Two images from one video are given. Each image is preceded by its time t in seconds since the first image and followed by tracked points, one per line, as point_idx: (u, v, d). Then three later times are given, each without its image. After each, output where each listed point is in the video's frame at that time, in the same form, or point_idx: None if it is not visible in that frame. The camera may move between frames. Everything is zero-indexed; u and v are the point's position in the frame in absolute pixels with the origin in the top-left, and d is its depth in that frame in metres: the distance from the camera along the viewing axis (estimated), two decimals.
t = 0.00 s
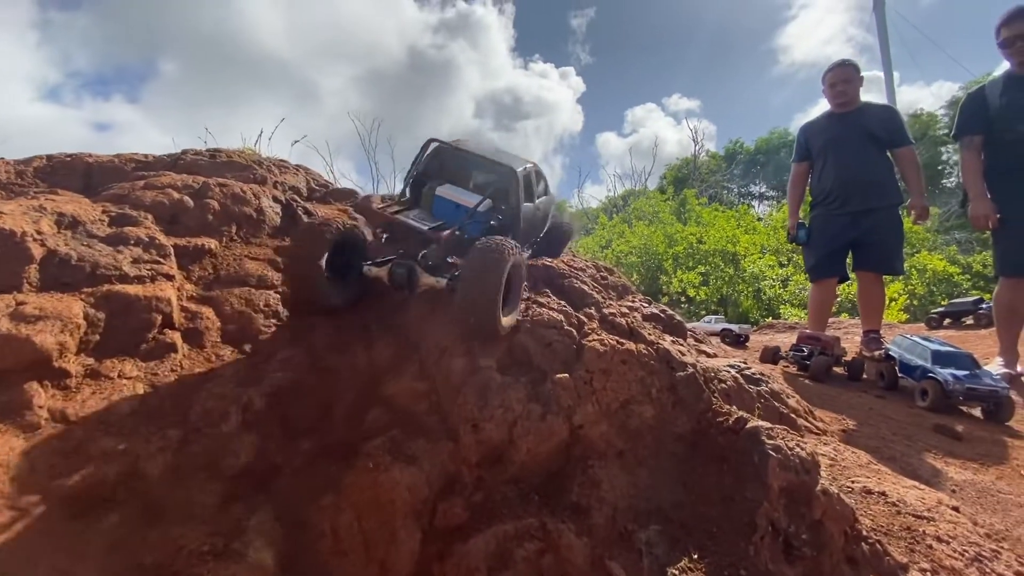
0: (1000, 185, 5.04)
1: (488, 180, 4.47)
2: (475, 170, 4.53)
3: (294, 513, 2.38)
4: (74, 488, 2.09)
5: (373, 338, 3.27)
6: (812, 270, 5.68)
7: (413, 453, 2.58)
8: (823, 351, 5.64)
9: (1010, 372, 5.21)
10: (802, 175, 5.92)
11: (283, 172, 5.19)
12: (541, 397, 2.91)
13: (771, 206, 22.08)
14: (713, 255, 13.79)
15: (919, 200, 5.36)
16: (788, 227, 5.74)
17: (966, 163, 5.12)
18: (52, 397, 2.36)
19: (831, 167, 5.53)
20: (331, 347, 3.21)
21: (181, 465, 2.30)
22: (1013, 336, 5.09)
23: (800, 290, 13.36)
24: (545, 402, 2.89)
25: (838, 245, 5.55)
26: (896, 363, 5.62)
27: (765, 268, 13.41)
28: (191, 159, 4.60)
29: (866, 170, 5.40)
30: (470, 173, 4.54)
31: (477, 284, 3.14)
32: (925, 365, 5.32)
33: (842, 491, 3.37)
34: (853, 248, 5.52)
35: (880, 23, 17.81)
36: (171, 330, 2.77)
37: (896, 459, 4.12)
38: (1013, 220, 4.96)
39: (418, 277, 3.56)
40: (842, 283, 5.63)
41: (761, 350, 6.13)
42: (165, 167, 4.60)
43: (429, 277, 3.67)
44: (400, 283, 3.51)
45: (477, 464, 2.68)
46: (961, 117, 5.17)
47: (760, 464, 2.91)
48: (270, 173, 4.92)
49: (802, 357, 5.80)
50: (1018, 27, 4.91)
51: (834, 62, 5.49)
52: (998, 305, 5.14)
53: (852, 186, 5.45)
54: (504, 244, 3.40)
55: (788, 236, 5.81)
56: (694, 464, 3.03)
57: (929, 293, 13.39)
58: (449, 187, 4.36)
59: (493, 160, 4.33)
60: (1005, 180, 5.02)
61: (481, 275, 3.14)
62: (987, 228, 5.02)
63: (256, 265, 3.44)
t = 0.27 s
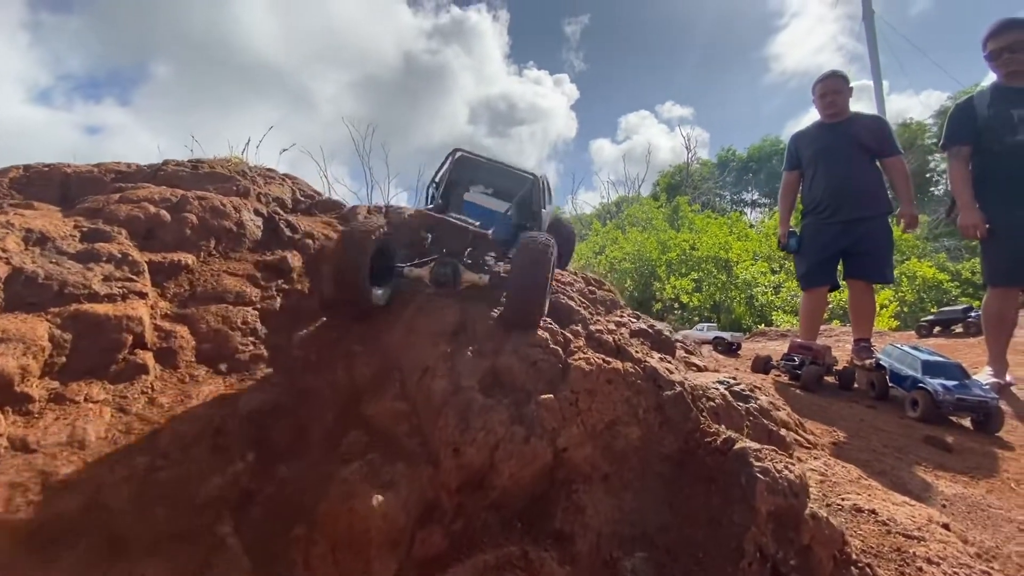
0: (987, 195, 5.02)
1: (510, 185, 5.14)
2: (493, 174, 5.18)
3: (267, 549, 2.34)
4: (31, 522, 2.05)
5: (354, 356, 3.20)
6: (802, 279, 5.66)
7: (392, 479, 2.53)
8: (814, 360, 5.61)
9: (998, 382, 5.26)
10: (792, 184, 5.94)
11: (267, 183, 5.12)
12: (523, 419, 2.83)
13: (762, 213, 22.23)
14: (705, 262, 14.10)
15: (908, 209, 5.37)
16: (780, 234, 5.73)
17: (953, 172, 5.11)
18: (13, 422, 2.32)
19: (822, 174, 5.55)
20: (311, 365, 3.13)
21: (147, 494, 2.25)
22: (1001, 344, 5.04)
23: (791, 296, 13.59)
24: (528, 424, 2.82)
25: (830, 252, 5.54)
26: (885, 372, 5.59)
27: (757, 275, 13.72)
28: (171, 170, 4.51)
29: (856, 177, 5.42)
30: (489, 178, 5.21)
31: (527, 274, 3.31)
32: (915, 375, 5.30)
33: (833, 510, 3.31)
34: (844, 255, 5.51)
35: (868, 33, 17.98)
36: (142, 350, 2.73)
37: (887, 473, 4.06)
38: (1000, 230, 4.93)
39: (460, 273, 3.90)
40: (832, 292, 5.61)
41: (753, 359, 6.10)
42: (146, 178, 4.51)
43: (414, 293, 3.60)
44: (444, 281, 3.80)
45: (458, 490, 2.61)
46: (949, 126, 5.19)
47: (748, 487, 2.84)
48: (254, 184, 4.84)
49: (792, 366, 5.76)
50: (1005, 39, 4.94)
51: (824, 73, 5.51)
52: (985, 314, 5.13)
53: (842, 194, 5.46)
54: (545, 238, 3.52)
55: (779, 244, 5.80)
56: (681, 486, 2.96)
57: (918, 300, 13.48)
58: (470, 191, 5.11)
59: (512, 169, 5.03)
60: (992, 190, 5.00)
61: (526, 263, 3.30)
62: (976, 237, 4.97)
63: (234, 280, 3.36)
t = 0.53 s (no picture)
0: (978, 204, 4.98)
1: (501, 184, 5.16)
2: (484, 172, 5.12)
3: None
4: None
5: (333, 378, 3.11)
6: (795, 289, 5.60)
7: (367, 512, 2.46)
8: (808, 371, 5.56)
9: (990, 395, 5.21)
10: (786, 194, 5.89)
11: (252, 194, 5.03)
12: (506, 446, 2.74)
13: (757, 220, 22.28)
14: (700, 269, 14.40)
15: (900, 219, 5.35)
16: (773, 244, 5.68)
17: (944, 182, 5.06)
18: None
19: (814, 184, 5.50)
20: (289, 387, 3.03)
21: (108, 532, 2.18)
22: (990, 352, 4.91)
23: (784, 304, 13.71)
24: (511, 452, 2.72)
25: (823, 262, 5.49)
26: (878, 383, 5.51)
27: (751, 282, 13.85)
28: (152, 183, 4.40)
29: (849, 187, 5.38)
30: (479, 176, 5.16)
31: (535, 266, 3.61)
32: (908, 387, 5.22)
33: (826, 536, 3.22)
34: (837, 266, 5.46)
35: (860, 43, 18.04)
36: (109, 374, 2.67)
37: (880, 489, 3.98)
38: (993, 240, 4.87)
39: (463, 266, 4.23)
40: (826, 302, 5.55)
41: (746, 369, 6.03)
42: (126, 191, 4.41)
43: (397, 306, 3.48)
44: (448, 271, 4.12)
45: (438, 522, 2.58)
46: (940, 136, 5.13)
47: (739, 515, 2.73)
48: (237, 195, 4.74)
49: (786, 377, 5.69)
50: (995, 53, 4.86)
51: (815, 85, 5.47)
52: (976, 323, 5.02)
53: (835, 204, 5.42)
54: (537, 226, 3.92)
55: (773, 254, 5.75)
56: (671, 513, 2.87)
57: (911, 307, 13.49)
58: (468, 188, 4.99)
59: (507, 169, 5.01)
60: (983, 201, 4.96)
61: (532, 254, 3.62)
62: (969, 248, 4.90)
63: (210, 299, 3.26)
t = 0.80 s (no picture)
0: (969, 214, 4.99)
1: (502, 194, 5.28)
2: (488, 179, 5.18)
3: None
4: None
5: (320, 390, 3.07)
6: (789, 296, 5.58)
7: (352, 528, 2.44)
8: (801, 380, 5.54)
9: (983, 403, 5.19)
10: (779, 202, 5.89)
11: (243, 202, 4.98)
12: (494, 461, 2.70)
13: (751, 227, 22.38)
14: (695, 275, 14.41)
15: (891, 228, 5.39)
16: (766, 252, 5.67)
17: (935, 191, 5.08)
18: None
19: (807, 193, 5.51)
20: (274, 400, 2.99)
21: (83, 550, 2.14)
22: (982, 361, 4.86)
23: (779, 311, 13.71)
24: (499, 467, 2.69)
25: (816, 271, 5.49)
26: (871, 392, 5.48)
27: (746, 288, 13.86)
28: (139, 191, 4.35)
29: (841, 196, 5.39)
30: (484, 183, 5.22)
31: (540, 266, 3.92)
32: (901, 396, 5.19)
33: (819, 549, 3.17)
34: (831, 274, 5.45)
35: (851, 52, 18.18)
36: (88, 387, 2.61)
37: (874, 499, 3.94)
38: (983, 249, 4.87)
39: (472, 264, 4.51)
40: (820, 309, 5.53)
41: (740, 379, 6.01)
42: (112, 199, 4.35)
43: (385, 316, 3.42)
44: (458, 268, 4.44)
45: (424, 538, 2.54)
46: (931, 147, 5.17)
47: (729, 530, 2.70)
48: (226, 204, 4.69)
49: (780, 386, 5.69)
50: (983, 64, 4.89)
51: (807, 94, 5.47)
52: (969, 330, 4.97)
53: (828, 212, 5.43)
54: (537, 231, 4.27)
55: (766, 262, 5.74)
56: (661, 528, 2.84)
57: (904, 314, 13.52)
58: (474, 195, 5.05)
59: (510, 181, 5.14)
60: (974, 210, 4.96)
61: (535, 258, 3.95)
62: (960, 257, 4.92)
63: (194, 309, 3.21)
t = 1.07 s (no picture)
0: (960, 222, 5.03)
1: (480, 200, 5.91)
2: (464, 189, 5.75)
3: None
4: None
5: (314, 398, 3.08)
6: (783, 304, 5.62)
7: (345, 538, 2.46)
8: (795, 388, 5.58)
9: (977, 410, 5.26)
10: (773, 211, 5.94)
11: (239, 209, 4.99)
12: (487, 471, 2.71)
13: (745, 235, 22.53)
14: (690, 282, 14.48)
15: (882, 237, 5.45)
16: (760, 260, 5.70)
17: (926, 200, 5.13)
18: None
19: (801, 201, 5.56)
20: (268, 408, 2.99)
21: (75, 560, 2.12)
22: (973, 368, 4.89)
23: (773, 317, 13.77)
24: (492, 476, 2.70)
25: (810, 278, 5.52)
26: (864, 400, 5.53)
27: (741, 295, 13.93)
28: (135, 198, 4.35)
29: (834, 204, 5.44)
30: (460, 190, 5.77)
31: (542, 279, 4.44)
32: (893, 404, 5.24)
33: (811, 557, 3.19)
34: (824, 282, 5.49)
35: (843, 61, 18.34)
36: (81, 396, 2.60)
37: (867, 507, 3.96)
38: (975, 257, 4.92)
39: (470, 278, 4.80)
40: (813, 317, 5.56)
41: (734, 386, 6.05)
42: (108, 205, 4.35)
43: (380, 324, 3.42)
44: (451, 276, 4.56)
45: (417, 548, 2.55)
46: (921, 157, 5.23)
47: (722, 539, 2.72)
48: (222, 211, 4.70)
49: (774, 394, 5.73)
50: (972, 73, 4.97)
51: (799, 104, 5.55)
52: (960, 338, 5.02)
53: (821, 221, 5.47)
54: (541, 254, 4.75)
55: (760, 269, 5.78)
56: (654, 537, 2.85)
57: (897, 321, 13.60)
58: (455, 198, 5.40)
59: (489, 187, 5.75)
60: (965, 219, 5.01)
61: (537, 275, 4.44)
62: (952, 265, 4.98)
63: (189, 317, 3.22)
